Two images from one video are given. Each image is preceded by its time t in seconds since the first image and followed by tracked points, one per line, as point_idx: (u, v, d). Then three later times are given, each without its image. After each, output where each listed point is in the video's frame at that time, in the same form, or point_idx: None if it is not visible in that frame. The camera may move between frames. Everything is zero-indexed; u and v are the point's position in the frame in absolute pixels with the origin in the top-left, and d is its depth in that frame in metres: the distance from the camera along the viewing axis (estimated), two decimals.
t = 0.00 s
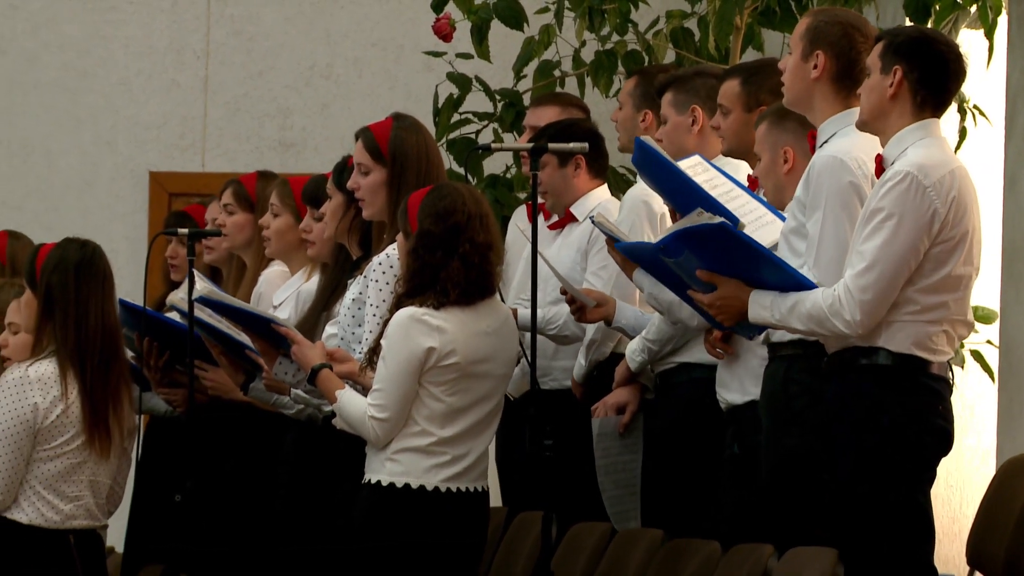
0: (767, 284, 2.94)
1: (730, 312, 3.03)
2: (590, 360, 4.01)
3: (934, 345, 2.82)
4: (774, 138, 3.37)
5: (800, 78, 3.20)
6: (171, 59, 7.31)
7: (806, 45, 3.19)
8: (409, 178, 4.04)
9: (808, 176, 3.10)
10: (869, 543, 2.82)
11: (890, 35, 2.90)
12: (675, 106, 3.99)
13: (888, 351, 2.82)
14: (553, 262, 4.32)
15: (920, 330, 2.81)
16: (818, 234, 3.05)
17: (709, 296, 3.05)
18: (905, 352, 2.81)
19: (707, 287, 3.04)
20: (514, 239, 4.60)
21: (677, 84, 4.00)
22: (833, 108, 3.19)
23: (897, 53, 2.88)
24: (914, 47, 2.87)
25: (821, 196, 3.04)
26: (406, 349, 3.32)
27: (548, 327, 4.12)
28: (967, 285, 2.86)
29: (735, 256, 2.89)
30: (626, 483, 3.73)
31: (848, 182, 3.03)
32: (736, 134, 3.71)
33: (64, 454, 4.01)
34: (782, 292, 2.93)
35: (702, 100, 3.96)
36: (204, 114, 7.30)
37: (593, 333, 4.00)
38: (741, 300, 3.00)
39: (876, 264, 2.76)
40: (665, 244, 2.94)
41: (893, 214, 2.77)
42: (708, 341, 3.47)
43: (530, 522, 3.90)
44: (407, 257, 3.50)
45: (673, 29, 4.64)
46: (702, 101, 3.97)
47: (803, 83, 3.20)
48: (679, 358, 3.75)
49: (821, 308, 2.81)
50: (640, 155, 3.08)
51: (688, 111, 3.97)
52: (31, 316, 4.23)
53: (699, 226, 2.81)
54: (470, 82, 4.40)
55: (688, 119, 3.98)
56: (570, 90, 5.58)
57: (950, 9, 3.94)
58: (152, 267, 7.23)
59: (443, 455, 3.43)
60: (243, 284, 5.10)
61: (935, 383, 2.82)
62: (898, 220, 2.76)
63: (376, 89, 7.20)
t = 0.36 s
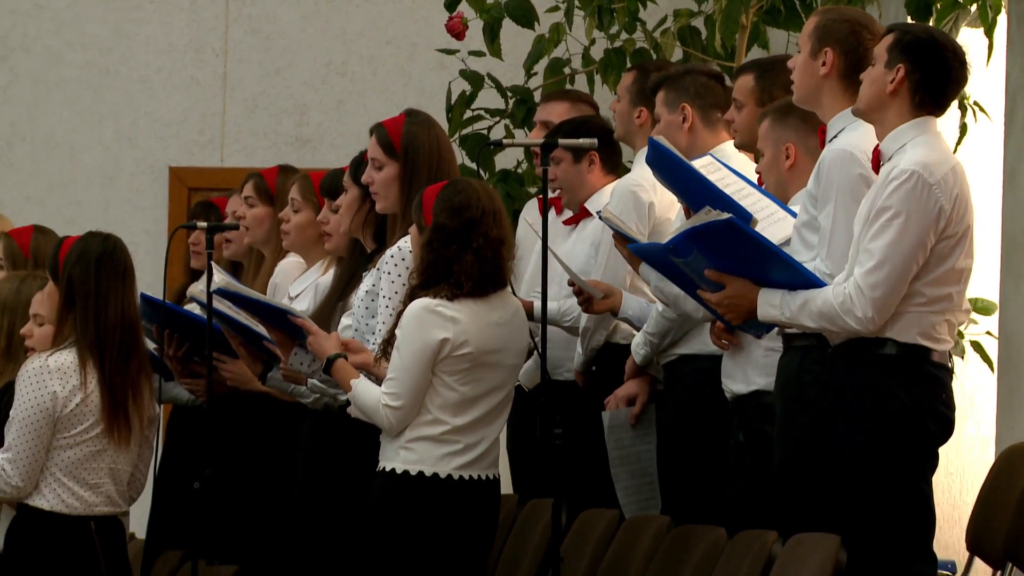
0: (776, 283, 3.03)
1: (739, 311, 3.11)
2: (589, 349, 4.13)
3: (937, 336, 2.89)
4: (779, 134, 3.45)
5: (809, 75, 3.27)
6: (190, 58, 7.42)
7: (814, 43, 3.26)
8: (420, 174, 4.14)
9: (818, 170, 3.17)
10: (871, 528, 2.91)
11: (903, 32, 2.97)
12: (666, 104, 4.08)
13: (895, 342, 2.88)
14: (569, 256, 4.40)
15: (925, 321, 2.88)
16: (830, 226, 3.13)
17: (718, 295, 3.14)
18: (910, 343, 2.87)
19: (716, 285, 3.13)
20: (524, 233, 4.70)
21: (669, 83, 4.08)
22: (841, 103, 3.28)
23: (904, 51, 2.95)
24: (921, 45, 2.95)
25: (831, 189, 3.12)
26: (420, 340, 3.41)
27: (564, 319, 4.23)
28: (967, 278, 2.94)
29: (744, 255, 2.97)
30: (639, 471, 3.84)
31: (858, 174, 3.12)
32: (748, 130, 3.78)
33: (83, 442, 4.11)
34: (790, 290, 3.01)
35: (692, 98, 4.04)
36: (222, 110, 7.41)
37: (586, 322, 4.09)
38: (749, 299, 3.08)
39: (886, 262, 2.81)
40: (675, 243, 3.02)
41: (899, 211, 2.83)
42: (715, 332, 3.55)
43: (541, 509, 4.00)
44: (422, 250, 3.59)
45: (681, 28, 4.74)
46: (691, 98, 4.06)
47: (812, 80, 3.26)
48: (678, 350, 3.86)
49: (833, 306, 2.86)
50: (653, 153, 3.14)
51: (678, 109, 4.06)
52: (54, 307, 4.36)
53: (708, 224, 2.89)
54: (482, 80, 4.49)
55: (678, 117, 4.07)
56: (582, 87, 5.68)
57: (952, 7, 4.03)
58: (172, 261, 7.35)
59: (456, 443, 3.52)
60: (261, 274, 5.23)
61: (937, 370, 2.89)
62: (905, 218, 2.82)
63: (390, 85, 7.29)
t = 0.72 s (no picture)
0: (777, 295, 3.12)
1: (743, 324, 3.25)
2: (592, 345, 4.20)
3: (923, 329, 2.98)
4: (776, 130, 3.53)
5: (817, 72, 3.34)
6: (202, 57, 7.52)
7: (821, 40, 3.32)
8: (421, 167, 4.21)
9: (821, 164, 3.24)
10: (869, 518, 2.98)
11: (894, 33, 3.04)
12: (666, 100, 4.17)
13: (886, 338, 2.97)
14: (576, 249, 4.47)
15: (914, 317, 2.97)
16: (834, 217, 3.19)
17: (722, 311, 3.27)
18: (898, 337, 2.97)
19: (719, 302, 3.27)
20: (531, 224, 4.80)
21: (669, 81, 4.16)
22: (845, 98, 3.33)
23: (897, 51, 3.03)
24: (914, 45, 3.02)
25: (833, 182, 3.19)
26: (429, 332, 3.50)
27: (571, 311, 4.31)
28: (954, 276, 3.03)
29: (733, 279, 3.10)
30: (637, 459, 3.92)
31: (859, 167, 3.19)
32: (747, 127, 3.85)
33: (99, 432, 4.22)
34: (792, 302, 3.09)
35: (689, 95, 4.13)
36: (234, 107, 7.50)
37: (590, 321, 4.17)
38: (751, 313, 3.21)
39: (887, 261, 2.89)
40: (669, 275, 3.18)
41: (893, 211, 2.90)
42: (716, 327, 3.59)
43: (545, 498, 4.09)
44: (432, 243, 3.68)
45: (682, 26, 4.84)
46: (690, 95, 4.15)
47: (821, 76, 3.33)
48: (676, 339, 3.94)
49: (842, 310, 2.93)
50: (662, 149, 3.22)
51: (676, 106, 4.14)
52: (72, 302, 4.38)
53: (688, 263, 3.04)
54: (488, 78, 4.59)
55: (677, 113, 4.15)
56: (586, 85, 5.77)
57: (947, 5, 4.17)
58: (185, 255, 7.45)
59: (463, 433, 3.60)
60: (271, 267, 5.34)
61: (920, 362, 2.99)
62: (901, 218, 2.90)
63: (398, 83, 7.38)
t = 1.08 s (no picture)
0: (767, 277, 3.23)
1: (733, 301, 3.33)
2: (609, 339, 4.28)
3: (923, 326, 3.06)
4: (783, 128, 3.61)
5: (819, 72, 3.42)
6: (223, 57, 7.62)
7: (824, 40, 3.42)
8: (431, 166, 4.29)
9: (825, 163, 3.32)
10: (868, 503, 3.06)
11: (883, 35, 3.13)
12: (685, 93, 4.24)
13: (880, 333, 3.06)
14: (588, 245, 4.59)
15: (912, 312, 3.05)
16: (836, 216, 3.27)
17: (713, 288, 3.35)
18: (896, 333, 3.05)
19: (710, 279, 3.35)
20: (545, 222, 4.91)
21: (691, 73, 4.23)
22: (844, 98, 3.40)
23: (891, 52, 3.11)
24: (905, 45, 3.10)
25: (835, 181, 3.27)
26: (446, 325, 3.59)
27: (584, 306, 4.41)
28: (955, 270, 3.10)
29: (730, 258, 3.19)
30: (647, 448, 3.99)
31: (863, 167, 3.25)
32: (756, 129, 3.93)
33: (122, 423, 4.33)
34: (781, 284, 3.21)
35: (707, 91, 4.21)
36: (253, 106, 7.61)
37: (612, 316, 4.25)
38: (743, 291, 3.29)
39: (871, 253, 2.99)
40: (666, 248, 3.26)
41: (882, 204, 3.00)
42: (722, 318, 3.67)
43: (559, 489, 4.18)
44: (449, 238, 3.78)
45: (692, 27, 4.94)
46: (707, 91, 4.22)
47: (823, 76, 3.41)
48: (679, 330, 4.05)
49: (824, 297, 3.05)
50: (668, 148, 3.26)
51: (693, 101, 4.22)
52: (95, 296, 4.51)
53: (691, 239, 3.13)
54: (501, 78, 4.67)
55: (694, 108, 4.23)
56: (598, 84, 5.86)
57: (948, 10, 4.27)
58: (206, 252, 7.56)
59: (479, 425, 3.69)
60: (289, 263, 5.45)
61: (922, 358, 3.07)
62: (890, 212, 2.99)
63: (413, 82, 7.47)
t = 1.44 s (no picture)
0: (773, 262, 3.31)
1: (739, 283, 3.40)
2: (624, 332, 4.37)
3: (928, 320, 3.16)
4: (789, 127, 3.70)
5: (812, 72, 3.50)
6: (242, 57, 7.75)
7: (817, 41, 3.51)
8: (447, 162, 4.39)
9: (822, 161, 3.39)
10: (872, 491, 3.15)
11: (876, 39, 3.22)
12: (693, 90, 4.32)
13: (883, 326, 3.16)
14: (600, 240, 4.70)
15: (916, 307, 3.15)
16: (834, 213, 3.35)
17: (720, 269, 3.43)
18: (901, 327, 3.15)
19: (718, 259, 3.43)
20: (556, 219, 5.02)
21: (701, 70, 4.31)
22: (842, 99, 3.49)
23: (884, 53, 3.19)
24: (898, 45, 3.19)
25: (833, 178, 3.34)
26: (462, 316, 3.69)
27: (595, 299, 4.51)
28: (957, 264, 3.21)
29: (740, 237, 3.27)
30: (657, 437, 4.08)
31: (858, 166, 3.33)
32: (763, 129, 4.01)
33: (143, 413, 4.44)
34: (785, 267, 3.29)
35: (714, 89, 4.28)
36: (271, 104, 7.73)
37: (627, 309, 4.35)
38: (748, 273, 3.37)
39: (875, 244, 3.08)
40: (679, 223, 3.33)
41: (892, 199, 3.08)
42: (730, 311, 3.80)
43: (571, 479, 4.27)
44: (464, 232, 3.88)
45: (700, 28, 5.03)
46: (715, 89, 4.29)
47: (816, 76, 3.50)
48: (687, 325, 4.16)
49: (826, 284, 3.13)
50: (665, 151, 3.35)
51: (701, 98, 4.30)
52: (116, 290, 4.63)
53: (706, 212, 3.21)
54: (514, 77, 4.74)
55: (701, 105, 4.32)
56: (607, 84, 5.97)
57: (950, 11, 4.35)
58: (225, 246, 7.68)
59: (494, 416, 3.79)
60: (303, 258, 5.56)
61: (927, 352, 3.17)
62: (897, 206, 3.08)
63: (428, 83, 7.64)
